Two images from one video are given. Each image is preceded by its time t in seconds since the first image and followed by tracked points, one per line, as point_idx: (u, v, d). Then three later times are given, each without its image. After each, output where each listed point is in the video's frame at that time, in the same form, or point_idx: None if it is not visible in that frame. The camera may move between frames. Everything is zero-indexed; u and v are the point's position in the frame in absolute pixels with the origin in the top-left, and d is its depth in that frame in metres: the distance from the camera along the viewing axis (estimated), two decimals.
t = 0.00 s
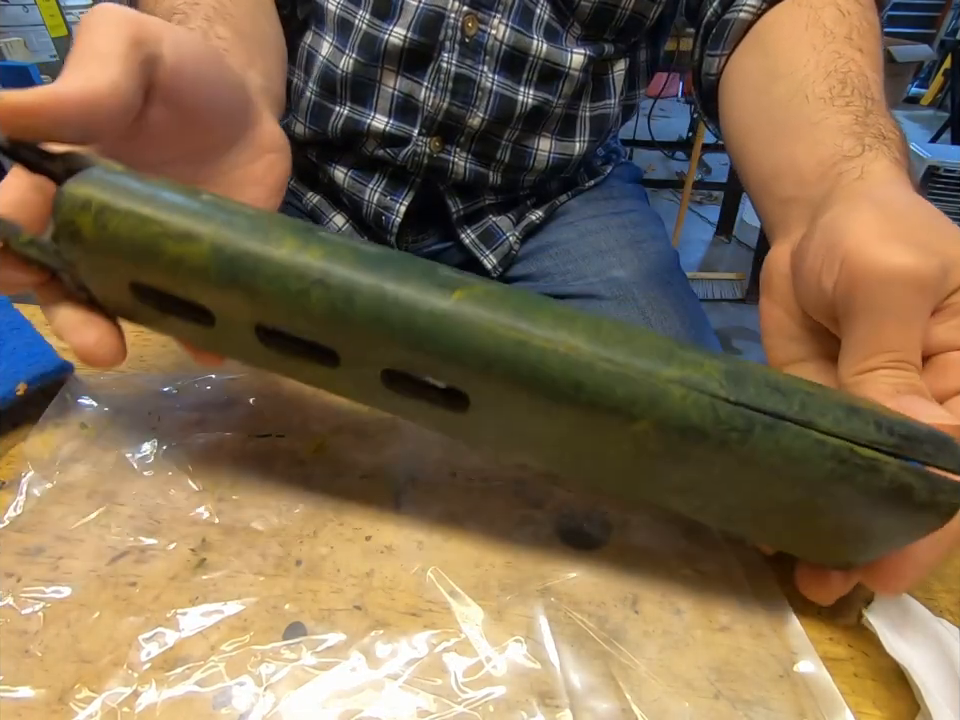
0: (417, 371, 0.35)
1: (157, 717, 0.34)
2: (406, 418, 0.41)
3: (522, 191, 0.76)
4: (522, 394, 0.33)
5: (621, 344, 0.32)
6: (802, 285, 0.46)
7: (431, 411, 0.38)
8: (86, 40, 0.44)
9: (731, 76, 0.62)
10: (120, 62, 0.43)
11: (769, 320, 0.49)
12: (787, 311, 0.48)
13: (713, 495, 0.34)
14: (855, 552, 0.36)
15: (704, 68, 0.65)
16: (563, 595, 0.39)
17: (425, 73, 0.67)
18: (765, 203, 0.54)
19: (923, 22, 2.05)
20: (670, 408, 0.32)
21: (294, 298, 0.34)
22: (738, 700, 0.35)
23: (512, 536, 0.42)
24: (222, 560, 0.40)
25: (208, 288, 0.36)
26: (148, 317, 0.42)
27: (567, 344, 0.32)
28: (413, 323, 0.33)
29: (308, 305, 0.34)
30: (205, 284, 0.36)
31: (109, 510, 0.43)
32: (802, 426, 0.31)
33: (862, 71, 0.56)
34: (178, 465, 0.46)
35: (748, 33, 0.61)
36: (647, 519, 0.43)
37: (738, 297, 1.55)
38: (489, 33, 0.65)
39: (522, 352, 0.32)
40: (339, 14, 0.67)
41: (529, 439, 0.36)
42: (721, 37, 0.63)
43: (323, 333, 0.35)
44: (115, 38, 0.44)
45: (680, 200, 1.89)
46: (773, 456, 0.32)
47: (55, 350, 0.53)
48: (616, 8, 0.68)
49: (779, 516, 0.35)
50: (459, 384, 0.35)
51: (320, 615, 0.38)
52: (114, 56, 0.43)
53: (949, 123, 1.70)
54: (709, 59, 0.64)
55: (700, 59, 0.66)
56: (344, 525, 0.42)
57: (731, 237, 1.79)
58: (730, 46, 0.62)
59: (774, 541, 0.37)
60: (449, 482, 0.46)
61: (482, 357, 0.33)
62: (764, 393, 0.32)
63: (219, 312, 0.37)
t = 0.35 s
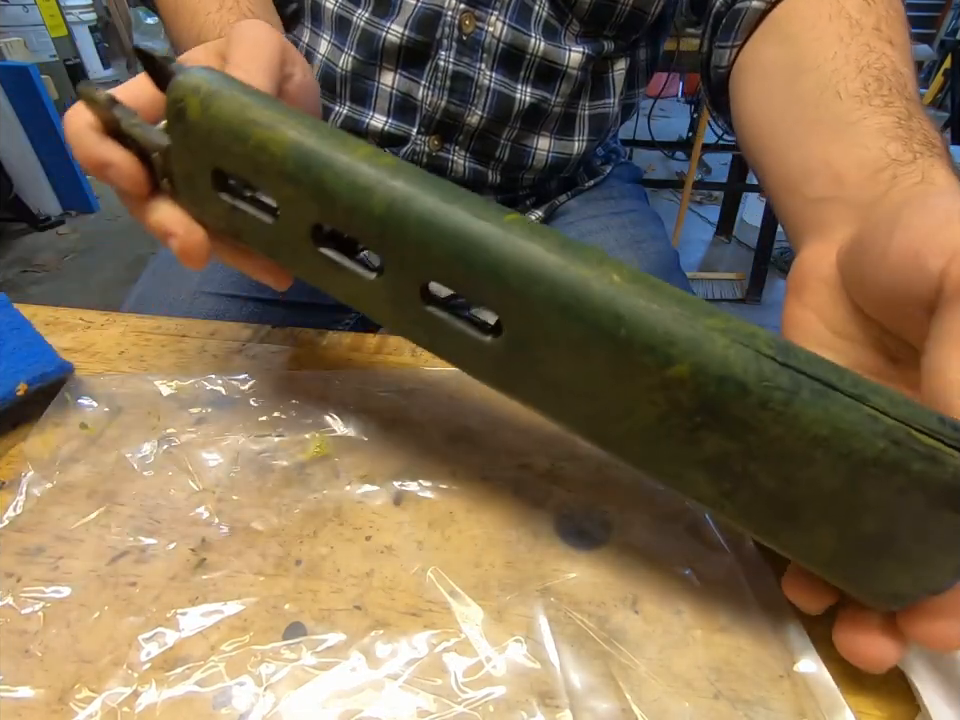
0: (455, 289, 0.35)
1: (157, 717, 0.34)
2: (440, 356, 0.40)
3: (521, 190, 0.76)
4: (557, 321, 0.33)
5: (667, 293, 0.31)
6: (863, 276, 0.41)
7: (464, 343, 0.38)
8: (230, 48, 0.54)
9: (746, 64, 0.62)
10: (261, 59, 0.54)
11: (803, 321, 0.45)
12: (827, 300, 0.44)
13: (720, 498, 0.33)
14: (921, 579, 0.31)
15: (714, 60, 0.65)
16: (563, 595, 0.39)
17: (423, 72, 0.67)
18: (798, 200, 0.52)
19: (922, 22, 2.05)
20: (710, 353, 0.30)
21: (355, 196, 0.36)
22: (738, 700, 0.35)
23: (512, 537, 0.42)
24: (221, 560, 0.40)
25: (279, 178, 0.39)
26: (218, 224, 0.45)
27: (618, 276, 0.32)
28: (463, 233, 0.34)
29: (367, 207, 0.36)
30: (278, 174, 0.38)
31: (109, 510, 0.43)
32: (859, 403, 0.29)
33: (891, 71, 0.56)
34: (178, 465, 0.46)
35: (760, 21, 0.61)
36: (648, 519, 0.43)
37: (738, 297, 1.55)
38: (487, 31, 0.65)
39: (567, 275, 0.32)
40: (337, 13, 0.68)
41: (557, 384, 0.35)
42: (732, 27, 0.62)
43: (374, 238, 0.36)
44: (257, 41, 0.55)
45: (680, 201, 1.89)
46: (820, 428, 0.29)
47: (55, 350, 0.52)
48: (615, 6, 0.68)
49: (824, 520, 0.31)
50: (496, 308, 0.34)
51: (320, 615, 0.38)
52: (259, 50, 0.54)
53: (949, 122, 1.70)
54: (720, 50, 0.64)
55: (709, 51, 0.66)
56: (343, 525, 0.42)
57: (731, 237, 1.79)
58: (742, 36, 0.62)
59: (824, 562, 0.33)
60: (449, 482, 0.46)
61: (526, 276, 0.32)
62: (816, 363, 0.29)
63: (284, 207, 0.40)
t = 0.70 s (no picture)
0: (480, 255, 0.35)
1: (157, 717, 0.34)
2: (457, 326, 0.40)
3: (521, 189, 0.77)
4: (577, 289, 0.33)
5: (688, 274, 0.31)
6: (878, 268, 0.40)
7: (480, 313, 0.38)
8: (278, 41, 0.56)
9: (751, 58, 0.62)
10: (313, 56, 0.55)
11: (811, 320, 0.45)
12: (834, 298, 0.44)
13: (724, 498, 0.33)
14: (934, 586, 0.30)
15: (718, 56, 0.65)
16: (563, 594, 0.39)
17: (422, 71, 0.67)
18: (805, 196, 0.52)
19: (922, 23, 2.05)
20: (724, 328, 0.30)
21: (398, 159, 0.37)
22: (738, 700, 0.35)
23: (512, 536, 0.42)
24: (221, 560, 0.40)
25: (328, 140, 0.39)
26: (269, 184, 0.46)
27: (637, 250, 0.32)
28: (496, 200, 0.34)
29: (408, 171, 0.36)
30: (329, 137, 0.39)
31: (109, 510, 0.43)
32: (872, 391, 0.28)
33: (899, 65, 0.56)
34: (178, 465, 0.46)
35: (765, 13, 0.61)
36: (648, 520, 0.43)
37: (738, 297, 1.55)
38: (485, 30, 0.65)
39: (591, 245, 0.32)
40: (336, 12, 0.68)
41: (570, 354, 0.35)
42: (736, 22, 0.63)
43: (410, 201, 0.37)
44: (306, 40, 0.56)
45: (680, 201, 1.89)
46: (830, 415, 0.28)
47: (55, 350, 0.52)
48: (613, 5, 0.68)
49: (832, 519, 0.30)
50: (518, 276, 0.34)
51: (320, 615, 0.38)
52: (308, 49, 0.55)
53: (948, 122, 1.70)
54: (724, 46, 0.64)
55: (711, 46, 0.66)
56: (342, 525, 0.42)
57: (731, 237, 1.79)
58: (745, 30, 0.63)
59: (833, 567, 0.31)
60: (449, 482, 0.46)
61: (553, 243, 0.33)
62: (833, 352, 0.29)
63: (330, 169, 0.41)
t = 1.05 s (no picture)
0: (466, 255, 0.36)
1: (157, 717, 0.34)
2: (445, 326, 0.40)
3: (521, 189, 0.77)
4: (559, 289, 0.33)
5: (670, 276, 0.31)
6: (870, 265, 0.40)
7: (466, 315, 0.38)
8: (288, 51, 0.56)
9: (749, 58, 0.62)
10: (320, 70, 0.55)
11: (803, 320, 0.45)
12: (824, 298, 0.44)
13: (703, 497, 0.32)
14: (910, 585, 0.29)
15: (716, 56, 0.65)
16: (563, 594, 0.39)
17: (421, 72, 0.67)
18: (799, 194, 0.52)
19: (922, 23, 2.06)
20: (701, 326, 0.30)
21: (391, 164, 0.37)
22: (738, 700, 0.35)
23: (511, 537, 0.42)
24: (222, 560, 0.40)
25: (326, 145, 0.40)
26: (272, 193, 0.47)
27: (617, 251, 0.32)
28: (481, 203, 0.34)
29: (399, 174, 0.37)
30: (326, 144, 0.40)
31: (109, 510, 0.43)
32: (845, 390, 0.28)
33: (894, 63, 0.56)
34: (178, 465, 0.46)
35: (762, 15, 0.62)
36: (647, 520, 0.43)
37: (738, 297, 1.54)
38: (483, 31, 0.65)
39: (573, 246, 0.32)
40: (336, 12, 0.68)
41: (553, 354, 0.34)
42: (735, 22, 0.63)
43: (401, 204, 0.37)
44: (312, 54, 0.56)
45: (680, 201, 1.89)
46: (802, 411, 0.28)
47: (55, 350, 0.52)
48: (612, 5, 0.68)
49: (807, 517, 0.30)
50: (503, 276, 0.35)
51: (320, 615, 0.38)
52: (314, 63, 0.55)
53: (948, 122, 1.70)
54: (724, 46, 0.64)
55: (710, 47, 0.66)
56: (342, 525, 0.42)
57: (731, 237, 1.79)
58: (744, 31, 0.63)
59: (810, 566, 0.31)
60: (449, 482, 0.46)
61: (535, 245, 0.33)
62: (809, 352, 0.29)
63: (326, 173, 0.41)
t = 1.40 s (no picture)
0: (461, 256, 0.36)
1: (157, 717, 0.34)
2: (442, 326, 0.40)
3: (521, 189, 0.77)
4: (550, 289, 0.33)
5: (659, 276, 0.32)
6: (860, 263, 0.40)
7: (459, 316, 0.38)
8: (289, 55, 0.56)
9: (747, 58, 0.62)
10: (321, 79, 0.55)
11: (795, 320, 0.45)
12: (817, 297, 0.44)
13: (690, 496, 0.32)
14: (896, 585, 0.28)
15: (715, 56, 0.66)
16: (563, 594, 0.39)
17: (421, 72, 0.67)
18: (793, 195, 0.52)
19: (922, 23, 2.07)
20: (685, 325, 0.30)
21: (387, 166, 0.38)
22: (738, 700, 0.35)
23: (511, 537, 0.42)
24: (221, 560, 0.40)
25: (326, 149, 0.41)
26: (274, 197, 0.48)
27: (607, 251, 0.32)
28: (475, 204, 0.35)
29: (397, 176, 0.37)
30: (326, 148, 0.41)
31: (109, 510, 0.43)
32: (830, 389, 0.28)
33: (890, 61, 0.56)
34: (177, 465, 0.46)
35: (760, 17, 0.62)
36: (646, 520, 0.43)
37: (739, 297, 1.54)
38: (483, 31, 0.65)
39: (563, 246, 0.33)
40: (335, 12, 0.68)
41: (544, 353, 0.35)
42: (733, 22, 0.63)
43: (398, 206, 0.38)
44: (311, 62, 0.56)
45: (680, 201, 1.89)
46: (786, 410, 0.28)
47: (55, 350, 0.52)
48: (611, 5, 0.67)
49: (791, 516, 0.29)
50: (495, 276, 0.35)
51: (320, 615, 0.38)
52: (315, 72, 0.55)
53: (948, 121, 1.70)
54: (721, 46, 0.64)
55: (708, 48, 0.66)
56: (342, 525, 0.42)
57: (731, 237, 1.79)
58: (742, 31, 0.63)
59: (796, 566, 0.30)
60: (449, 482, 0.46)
61: (527, 244, 0.33)
62: (796, 352, 0.29)
63: (327, 177, 0.42)
